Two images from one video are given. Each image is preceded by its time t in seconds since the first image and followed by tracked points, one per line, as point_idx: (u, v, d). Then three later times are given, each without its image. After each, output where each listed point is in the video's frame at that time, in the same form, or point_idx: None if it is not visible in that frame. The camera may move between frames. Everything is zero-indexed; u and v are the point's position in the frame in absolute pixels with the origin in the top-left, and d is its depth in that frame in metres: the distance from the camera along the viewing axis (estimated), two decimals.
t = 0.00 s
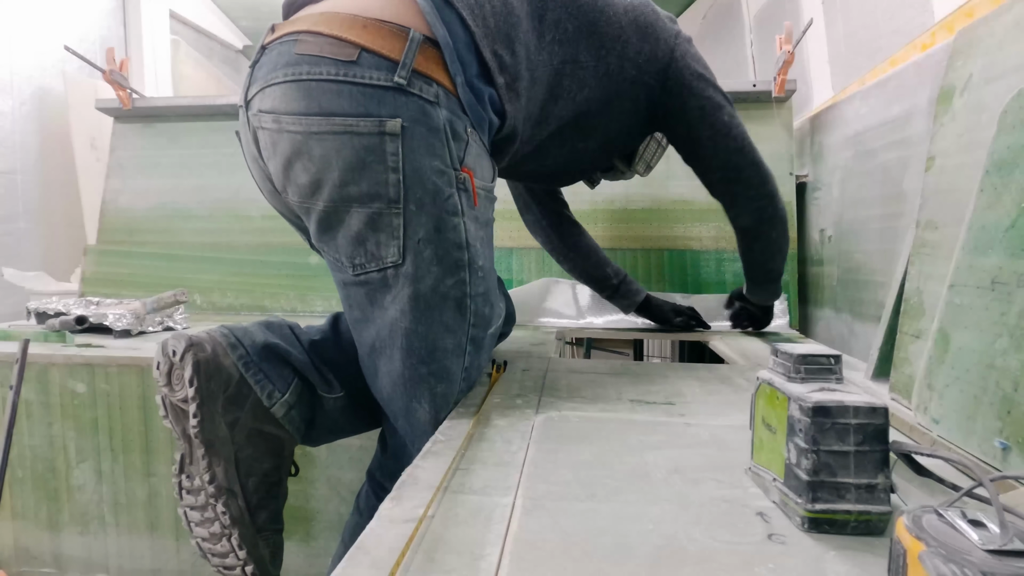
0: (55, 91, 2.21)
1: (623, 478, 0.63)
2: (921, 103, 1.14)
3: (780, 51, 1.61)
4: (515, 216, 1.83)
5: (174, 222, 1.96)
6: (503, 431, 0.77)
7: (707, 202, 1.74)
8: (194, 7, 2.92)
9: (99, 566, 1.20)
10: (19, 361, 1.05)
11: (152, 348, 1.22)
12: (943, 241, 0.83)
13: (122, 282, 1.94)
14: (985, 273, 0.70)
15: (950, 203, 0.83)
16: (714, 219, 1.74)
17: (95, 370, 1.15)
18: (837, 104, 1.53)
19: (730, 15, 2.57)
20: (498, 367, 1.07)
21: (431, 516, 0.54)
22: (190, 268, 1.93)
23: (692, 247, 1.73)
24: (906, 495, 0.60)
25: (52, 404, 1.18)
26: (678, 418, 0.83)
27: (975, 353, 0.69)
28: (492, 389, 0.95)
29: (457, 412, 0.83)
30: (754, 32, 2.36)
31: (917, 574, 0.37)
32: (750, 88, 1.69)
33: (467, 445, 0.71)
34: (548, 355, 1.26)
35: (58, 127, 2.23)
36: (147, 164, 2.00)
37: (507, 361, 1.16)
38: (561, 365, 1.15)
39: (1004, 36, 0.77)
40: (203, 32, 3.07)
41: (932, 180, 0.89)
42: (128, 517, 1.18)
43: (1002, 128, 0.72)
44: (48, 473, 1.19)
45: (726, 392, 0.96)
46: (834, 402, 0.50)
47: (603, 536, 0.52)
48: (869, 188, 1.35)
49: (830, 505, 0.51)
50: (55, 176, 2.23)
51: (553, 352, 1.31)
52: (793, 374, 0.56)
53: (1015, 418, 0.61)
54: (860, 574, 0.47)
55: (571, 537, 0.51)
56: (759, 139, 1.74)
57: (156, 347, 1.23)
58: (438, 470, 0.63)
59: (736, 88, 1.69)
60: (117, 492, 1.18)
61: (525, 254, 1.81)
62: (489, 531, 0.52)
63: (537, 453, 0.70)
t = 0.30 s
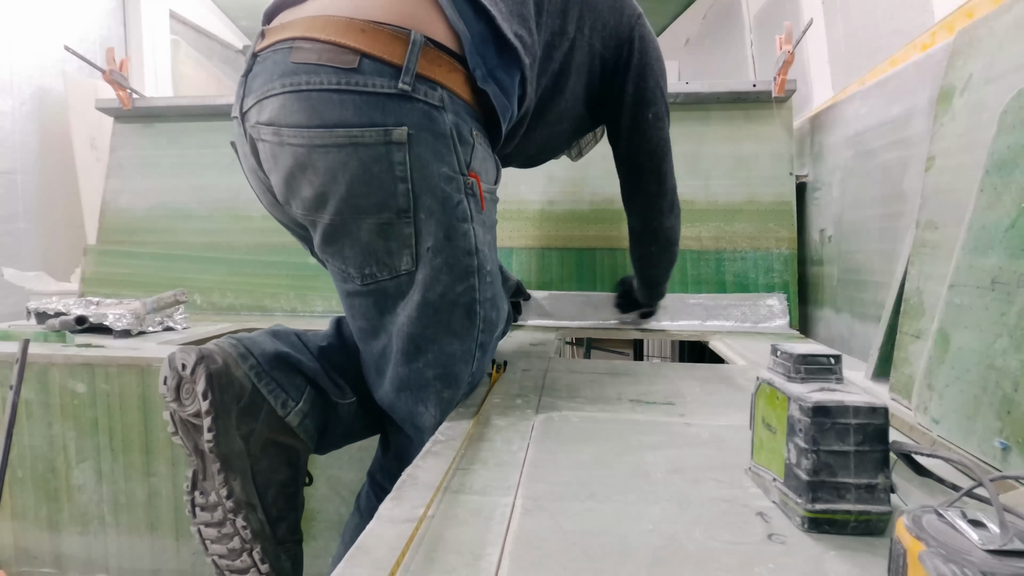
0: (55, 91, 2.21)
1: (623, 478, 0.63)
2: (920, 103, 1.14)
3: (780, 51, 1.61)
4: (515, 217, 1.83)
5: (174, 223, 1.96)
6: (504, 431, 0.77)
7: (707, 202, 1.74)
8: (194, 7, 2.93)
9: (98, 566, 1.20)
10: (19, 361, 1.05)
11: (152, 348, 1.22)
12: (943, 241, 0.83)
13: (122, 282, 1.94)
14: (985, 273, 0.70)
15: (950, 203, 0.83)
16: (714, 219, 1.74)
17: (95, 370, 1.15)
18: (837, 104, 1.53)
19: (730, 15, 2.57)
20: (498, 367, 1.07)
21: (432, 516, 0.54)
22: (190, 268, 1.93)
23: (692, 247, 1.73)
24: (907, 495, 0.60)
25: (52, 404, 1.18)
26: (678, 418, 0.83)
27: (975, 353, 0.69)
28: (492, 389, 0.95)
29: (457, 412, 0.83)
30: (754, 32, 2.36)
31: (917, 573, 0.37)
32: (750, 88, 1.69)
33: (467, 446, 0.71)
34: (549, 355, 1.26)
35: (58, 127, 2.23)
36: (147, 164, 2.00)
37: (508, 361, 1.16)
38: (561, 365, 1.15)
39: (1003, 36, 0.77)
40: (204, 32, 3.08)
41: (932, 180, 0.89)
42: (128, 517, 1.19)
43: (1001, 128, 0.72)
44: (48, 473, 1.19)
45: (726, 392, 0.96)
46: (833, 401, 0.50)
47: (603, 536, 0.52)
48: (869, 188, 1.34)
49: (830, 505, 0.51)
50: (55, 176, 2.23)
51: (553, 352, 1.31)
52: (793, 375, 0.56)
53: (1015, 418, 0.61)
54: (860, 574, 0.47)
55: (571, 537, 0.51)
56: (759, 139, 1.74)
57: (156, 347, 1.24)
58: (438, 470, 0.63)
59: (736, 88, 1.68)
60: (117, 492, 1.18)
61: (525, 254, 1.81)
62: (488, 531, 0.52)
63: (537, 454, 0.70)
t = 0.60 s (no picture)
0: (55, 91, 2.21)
1: (624, 478, 0.63)
2: (920, 103, 1.14)
3: (780, 51, 1.61)
4: (516, 217, 1.83)
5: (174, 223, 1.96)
6: (504, 431, 0.77)
7: (707, 202, 1.75)
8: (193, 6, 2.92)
9: (99, 566, 1.21)
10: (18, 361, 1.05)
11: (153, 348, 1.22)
12: (943, 241, 0.83)
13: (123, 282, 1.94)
14: (985, 273, 0.71)
15: (951, 203, 0.83)
16: (714, 219, 1.74)
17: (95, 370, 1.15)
18: (838, 104, 1.53)
19: (731, 15, 2.57)
20: (499, 367, 1.07)
21: (432, 517, 0.54)
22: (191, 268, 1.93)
23: (692, 247, 1.73)
24: (907, 495, 0.60)
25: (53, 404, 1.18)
26: (679, 418, 0.83)
27: (974, 353, 0.69)
28: (492, 388, 0.95)
29: (458, 412, 0.83)
30: (755, 32, 2.36)
31: (917, 574, 0.37)
32: (750, 88, 1.69)
33: (467, 445, 0.71)
34: (549, 355, 1.26)
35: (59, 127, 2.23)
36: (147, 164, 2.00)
37: (508, 361, 1.16)
38: (561, 365, 1.15)
39: (1004, 36, 0.77)
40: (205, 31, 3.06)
41: (932, 180, 0.89)
42: (129, 517, 1.19)
43: (1002, 127, 0.72)
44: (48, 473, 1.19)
45: (726, 392, 0.96)
46: (834, 402, 0.50)
47: (603, 537, 0.52)
48: (869, 188, 1.34)
49: (830, 505, 0.51)
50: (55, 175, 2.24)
51: (553, 351, 1.31)
52: (793, 375, 0.56)
53: (1015, 418, 0.61)
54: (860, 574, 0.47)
55: (572, 537, 0.51)
56: (759, 140, 1.74)
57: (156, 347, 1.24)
58: (438, 470, 0.63)
59: (736, 88, 1.68)
60: (117, 491, 1.18)
61: (526, 254, 1.81)
62: (489, 531, 0.52)
63: (537, 454, 0.70)
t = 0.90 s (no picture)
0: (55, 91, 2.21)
1: (624, 477, 0.64)
2: (920, 103, 1.14)
3: (780, 51, 1.61)
4: (515, 217, 1.83)
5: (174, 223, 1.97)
6: (504, 431, 0.77)
7: (707, 202, 1.75)
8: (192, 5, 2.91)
9: (99, 566, 1.21)
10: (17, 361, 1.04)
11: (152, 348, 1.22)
12: (943, 241, 0.83)
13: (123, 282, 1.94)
14: (985, 273, 0.70)
15: (951, 203, 0.83)
16: (713, 219, 1.74)
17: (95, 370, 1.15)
18: (838, 104, 1.53)
19: (731, 16, 2.58)
20: (499, 367, 1.07)
21: (432, 516, 0.54)
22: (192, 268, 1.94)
23: (692, 247, 1.73)
24: (907, 495, 0.60)
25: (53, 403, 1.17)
26: (679, 418, 0.83)
27: (974, 353, 0.69)
28: (492, 388, 0.95)
29: (458, 412, 0.83)
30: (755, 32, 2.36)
31: (917, 574, 0.37)
32: (750, 88, 1.68)
33: (467, 445, 0.71)
34: (549, 355, 1.26)
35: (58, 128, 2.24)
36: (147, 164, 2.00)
37: (508, 361, 1.16)
38: (561, 365, 1.15)
39: (1004, 36, 0.77)
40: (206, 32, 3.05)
41: (932, 180, 0.89)
42: (128, 517, 1.19)
43: (1002, 127, 0.72)
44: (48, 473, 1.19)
45: (726, 392, 0.96)
46: (834, 402, 0.50)
47: (604, 537, 0.52)
48: (868, 188, 1.34)
49: (830, 505, 0.51)
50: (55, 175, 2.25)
51: (553, 352, 1.31)
52: (793, 375, 0.56)
53: (1015, 418, 0.61)
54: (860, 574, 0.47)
55: (571, 538, 0.51)
56: (759, 140, 1.74)
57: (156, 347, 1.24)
58: (438, 470, 0.63)
59: (736, 88, 1.68)
60: (117, 491, 1.18)
61: (526, 254, 1.81)
62: (489, 531, 0.52)
63: (537, 453, 0.70)
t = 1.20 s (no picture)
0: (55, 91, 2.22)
1: (623, 477, 0.64)
2: (920, 103, 1.14)
3: (780, 51, 1.61)
4: (515, 217, 1.83)
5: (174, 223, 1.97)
6: (504, 431, 0.77)
7: (707, 202, 1.75)
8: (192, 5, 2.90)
9: (99, 566, 1.21)
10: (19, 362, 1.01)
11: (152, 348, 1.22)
12: (943, 240, 0.83)
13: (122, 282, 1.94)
14: (985, 273, 0.70)
15: (951, 203, 0.83)
16: (714, 219, 1.74)
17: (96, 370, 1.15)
18: (838, 104, 1.53)
19: (731, 16, 2.58)
20: (499, 367, 1.07)
21: (432, 516, 0.54)
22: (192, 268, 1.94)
23: (692, 247, 1.73)
24: (907, 495, 0.60)
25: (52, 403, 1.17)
26: (679, 418, 0.83)
27: (974, 353, 0.69)
28: (492, 388, 0.95)
29: (458, 412, 0.83)
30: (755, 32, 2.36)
31: (917, 573, 0.37)
32: (750, 88, 1.68)
33: (467, 446, 0.71)
34: (549, 355, 1.26)
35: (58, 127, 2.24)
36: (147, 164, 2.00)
37: (508, 361, 1.16)
38: (561, 365, 1.15)
39: (1004, 36, 0.77)
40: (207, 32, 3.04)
41: (932, 180, 0.89)
42: (129, 517, 1.19)
43: (1002, 127, 0.72)
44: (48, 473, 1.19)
45: (726, 392, 0.96)
46: (834, 402, 0.50)
47: (604, 537, 0.52)
48: (868, 188, 1.34)
49: (830, 505, 0.51)
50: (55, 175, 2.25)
51: (553, 352, 1.31)
52: (793, 375, 0.56)
53: (1015, 418, 0.61)
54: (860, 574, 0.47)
55: (571, 538, 0.51)
56: (759, 140, 1.74)
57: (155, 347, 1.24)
58: (438, 470, 0.63)
59: (736, 88, 1.68)
60: (117, 491, 1.18)
61: (526, 254, 1.81)
62: (489, 531, 0.52)
63: (537, 453, 0.70)
